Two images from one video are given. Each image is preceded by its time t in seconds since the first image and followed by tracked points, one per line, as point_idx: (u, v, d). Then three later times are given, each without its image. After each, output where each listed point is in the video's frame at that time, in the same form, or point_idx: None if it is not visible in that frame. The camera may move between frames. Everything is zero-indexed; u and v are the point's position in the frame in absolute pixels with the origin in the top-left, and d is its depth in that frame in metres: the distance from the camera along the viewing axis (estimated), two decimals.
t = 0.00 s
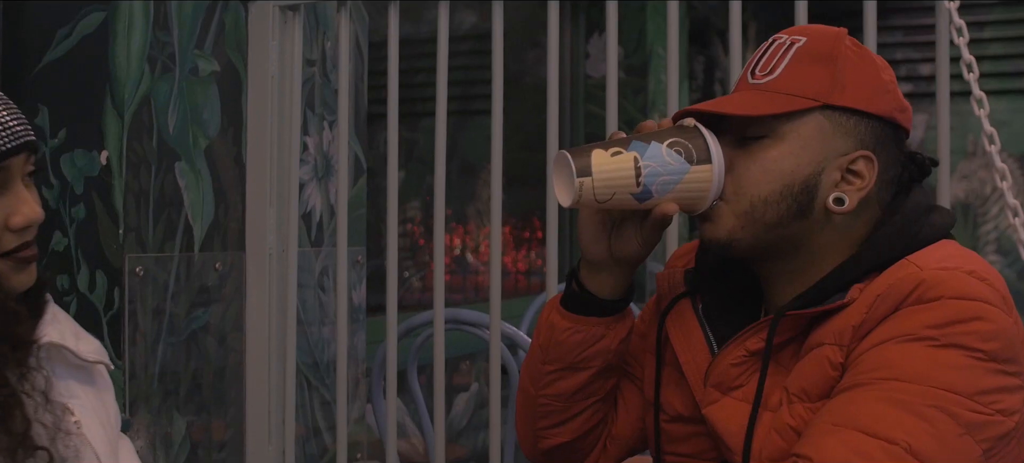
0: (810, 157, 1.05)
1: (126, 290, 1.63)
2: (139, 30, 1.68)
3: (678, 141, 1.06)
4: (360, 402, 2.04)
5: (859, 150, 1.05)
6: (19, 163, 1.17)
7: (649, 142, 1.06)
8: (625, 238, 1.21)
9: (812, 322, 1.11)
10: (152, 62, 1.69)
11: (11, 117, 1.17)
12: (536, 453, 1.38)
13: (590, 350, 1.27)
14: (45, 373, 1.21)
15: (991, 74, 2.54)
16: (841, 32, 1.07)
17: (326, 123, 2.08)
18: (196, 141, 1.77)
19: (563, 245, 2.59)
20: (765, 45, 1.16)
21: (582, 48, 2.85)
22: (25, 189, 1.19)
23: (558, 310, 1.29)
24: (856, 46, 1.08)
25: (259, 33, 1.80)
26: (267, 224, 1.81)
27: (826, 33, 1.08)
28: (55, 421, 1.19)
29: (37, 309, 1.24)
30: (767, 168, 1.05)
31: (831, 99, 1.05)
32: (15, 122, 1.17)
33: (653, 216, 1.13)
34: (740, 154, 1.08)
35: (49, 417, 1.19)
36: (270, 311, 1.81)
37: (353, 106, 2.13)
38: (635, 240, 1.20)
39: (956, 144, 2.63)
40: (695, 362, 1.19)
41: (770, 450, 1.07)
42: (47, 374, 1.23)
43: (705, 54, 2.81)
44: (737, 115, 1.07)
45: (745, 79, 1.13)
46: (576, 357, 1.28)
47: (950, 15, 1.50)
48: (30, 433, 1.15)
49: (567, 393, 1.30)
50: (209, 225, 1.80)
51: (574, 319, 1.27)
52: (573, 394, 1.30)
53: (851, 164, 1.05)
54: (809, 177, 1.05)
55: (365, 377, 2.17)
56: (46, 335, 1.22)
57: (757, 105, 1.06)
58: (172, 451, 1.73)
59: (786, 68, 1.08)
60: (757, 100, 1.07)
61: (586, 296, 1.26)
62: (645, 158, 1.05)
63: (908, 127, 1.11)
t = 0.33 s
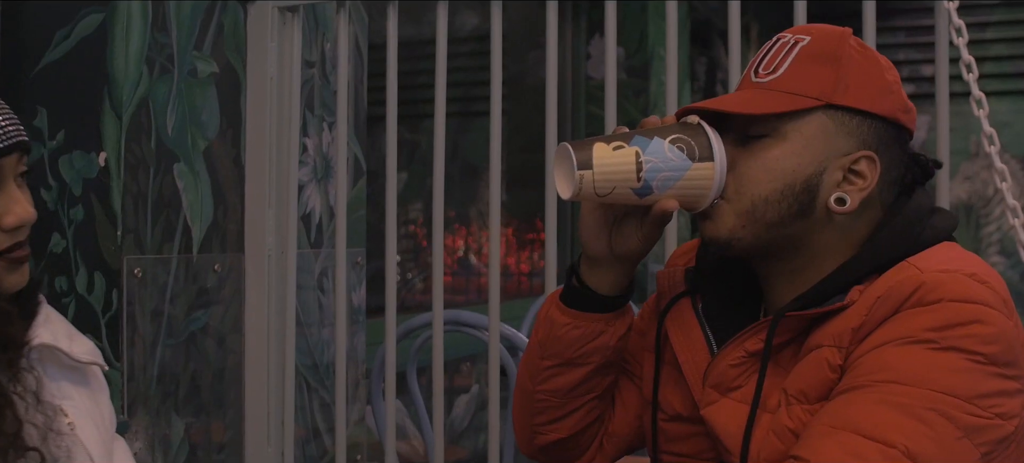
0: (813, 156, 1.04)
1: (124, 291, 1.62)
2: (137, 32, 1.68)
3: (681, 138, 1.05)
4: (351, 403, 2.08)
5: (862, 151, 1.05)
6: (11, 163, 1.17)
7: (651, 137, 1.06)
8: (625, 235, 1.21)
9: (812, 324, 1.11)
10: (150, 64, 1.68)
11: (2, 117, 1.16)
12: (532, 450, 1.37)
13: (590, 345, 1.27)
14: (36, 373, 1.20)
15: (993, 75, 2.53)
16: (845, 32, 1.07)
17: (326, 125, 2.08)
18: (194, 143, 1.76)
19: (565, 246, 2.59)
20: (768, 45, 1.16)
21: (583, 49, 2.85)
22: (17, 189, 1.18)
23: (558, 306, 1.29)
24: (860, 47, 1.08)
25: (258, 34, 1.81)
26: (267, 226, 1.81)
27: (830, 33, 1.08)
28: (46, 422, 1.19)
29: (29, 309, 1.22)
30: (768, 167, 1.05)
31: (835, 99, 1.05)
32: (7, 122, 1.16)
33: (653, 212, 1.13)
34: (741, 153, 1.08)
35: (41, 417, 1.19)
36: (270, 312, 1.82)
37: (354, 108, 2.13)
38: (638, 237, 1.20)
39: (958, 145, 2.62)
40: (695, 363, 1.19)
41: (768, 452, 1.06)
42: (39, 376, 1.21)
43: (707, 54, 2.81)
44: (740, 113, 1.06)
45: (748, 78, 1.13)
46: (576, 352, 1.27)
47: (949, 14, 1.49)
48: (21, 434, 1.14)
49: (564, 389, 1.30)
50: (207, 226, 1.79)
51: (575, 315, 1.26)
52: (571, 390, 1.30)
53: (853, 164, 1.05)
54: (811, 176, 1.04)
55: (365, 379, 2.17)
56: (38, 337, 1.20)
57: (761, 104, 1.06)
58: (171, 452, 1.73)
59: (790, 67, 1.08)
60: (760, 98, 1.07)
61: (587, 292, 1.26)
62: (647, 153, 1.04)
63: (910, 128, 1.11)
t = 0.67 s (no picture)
0: (811, 156, 1.04)
1: (123, 292, 1.63)
2: (136, 32, 1.68)
3: (677, 142, 1.05)
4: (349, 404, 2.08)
5: (860, 151, 1.05)
6: (4, 162, 1.16)
7: (647, 142, 1.05)
8: (623, 239, 1.20)
9: (809, 324, 1.11)
10: (149, 64, 1.68)
11: None
12: (531, 453, 1.37)
13: (587, 349, 1.27)
14: (28, 371, 1.20)
15: (997, 75, 2.53)
16: (844, 31, 1.07)
17: (325, 125, 2.08)
18: (194, 143, 1.76)
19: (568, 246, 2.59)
20: (766, 44, 1.15)
21: (586, 50, 2.84)
22: (9, 188, 1.18)
23: (556, 309, 1.29)
24: (858, 45, 1.07)
25: (257, 34, 1.81)
26: (266, 226, 1.81)
27: (829, 31, 1.08)
28: (38, 418, 1.18)
29: (23, 308, 1.22)
30: (766, 168, 1.05)
31: (833, 99, 1.04)
32: None
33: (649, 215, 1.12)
34: (740, 154, 1.07)
35: (33, 415, 1.18)
36: (270, 312, 1.82)
37: (355, 109, 2.14)
38: (633, 240, 1.19)
39: (963, 146, 2.62)
40: (692, 364, 1.18)
41: (763, 452, 1.06)
42: (30, 375, 1.21)
43: (711, 55, 2.79)
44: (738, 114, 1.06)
45: (746, 77, 1.13)
46: (575, 355, 1.27)
47: (948, 14, 1.49)
48: (12, 431, 1.14)
49: (563, 392, 1.30)
50: (207, 227, 1.79)
51: (573, 318, 1.26)
52: (569, 393, 1.30)
53: (851, 164, 1.05)
54: (809, 177, 1.04)
55: (365, 379, 2.17)
56: (31, 335, 1.20)
57: (758, 104, 1.06)
58: (171, 451, 1.73)
59: (788, 66, 1.08)
60: (757, 98, 1.07)
61: (587, 296, 1.25)
62: (643, 158, 1.04)
63: (908, 128, 1.10)
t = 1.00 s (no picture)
0: (808, 157, 1.01)
1: (124, 291, 1.63)
2: (137, 32, 1.68)
3: (670, 152, 1.00)
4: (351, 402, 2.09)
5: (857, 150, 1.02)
6: None
7: (640, 157, 1.01)
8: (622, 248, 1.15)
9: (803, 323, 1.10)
10: (150, 65, 1.69)
11: None
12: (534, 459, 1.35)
13: (588, 358, 1.24)
14: (25, 366, 1.19)
15: (1004, 74, 2.52)
16: (839, 27, 1.04)
17: (326, 125, 2.09)
18: (195, 143, 1.77)
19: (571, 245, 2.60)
20: (758, 41, 1.12)
21: (591, 50, 2.85)
22: (4, 185, 1.18)
23: (555, 317, 1.25)
24: (853, 42, 1.05)
25: (258, 34, 1.82)
26: (266, 227, 1.83)
27: (823, 28, 1.05)
28: (33, 412, 1.17)
29: (20, 305, 1.22)
30: (764, 170, 1.02)
31: (830, 98, 1.02)
32: None
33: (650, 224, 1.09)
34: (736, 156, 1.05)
35: (28, 408, 1.17)
36: (269, 314, 1.83)
37: (356, 109, 2.14)
38: (633, 249, 1.14)
39: (970, 145, 2.61)
40: (685, 362, 1.18)
41: (755, 450, 1.05)
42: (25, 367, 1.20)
43: (716, 56, 2.81)
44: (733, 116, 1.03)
45: (739, 76, 1.10)
46: (577, 364, 1.24)
47: (945, 12, 1.49)
48: (8, 424, 1.13)
49: (564, 401, 1.27)
50: (208, 225, 1.80)
51: (573, 326, 1.23)
52: (572, 401, 1.27)
53: (849, 164, 1.02)
54: (807, 178, 1.02)
55: (367, 378, 2.18)
56: (28, 331, 1.20)
57: (755, 105, 1.03)
58: (171, 449, 1.75)
59: (782, 66, 1.05)
60: (752, 100, 1.04)
61: (586, 306, 1.22)
62: (639, 177, 1.00)
63: (904, 124, 1.09)
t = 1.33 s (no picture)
0: (812, 162, 1.00)
1: (132, 289, 1.66)
2: (144, 31, 1.71)
3: (671, 174, 0.98)
4: (359, 400, 2.11)
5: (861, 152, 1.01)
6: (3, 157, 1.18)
7: (642, 187, 0.99)
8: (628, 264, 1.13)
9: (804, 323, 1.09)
10: (157, 64, 1.71)
11: None
12: None
13: (599, 369, 1.21)
14: (30, 361, 1.20)
15: (1016, 74, 2.52)
16: (839, 26, 1.03)
17: (333, 124, 2.10)
18: (202, 142, 1.78)
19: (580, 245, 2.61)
20: (758, 39, 1.11)
21: (601, 50, 2.85)
22: (9, 183, 1.20)
23: (561, 330, 1.22)
24: (854, 40, 1.03)
25: (265, 33, 1.83)
26: (274, 228, 1.81)
27: (824, 27, 1.03)
28: (38, 406, 1.18)
29: (25, 301, 1.24)
30: (769, 176, 1.01)
31: (833, 101, 1.00)
32: None
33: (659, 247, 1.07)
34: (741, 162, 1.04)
35: (32, 402, 1.18)
36: (277, 318, 1.83)
37: (365, 107, 2.16)
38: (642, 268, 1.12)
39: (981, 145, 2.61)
40: (683, 362, 1.19)
41: (754, 448, 1.04)
42: (31, 363, 1.22)
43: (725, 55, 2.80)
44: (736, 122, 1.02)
45: (741, 77, 1.09)
46: (587, 377, 1.22)
47: (948, 10, 1.50)
48: (15, 418, 1.14)
49: (572, 412, 1.25)
50: (215, 224, 1.81)
51: (583, 340, 1.20)
52: (582, 412, 1.25)
53: (853, 166, 1.01)
54: (812, 184, 1.01)
55: (374, 377, 2.18)
56: (34, 326, 1.21)
57: (757, 109, 1.01)
58: (178, 446, 1.76)
59: (785, 68, 1.04)
60: (755, 104, 1.03)
61: (594, 320, 1.19)
62: (648, 209, 0.98)
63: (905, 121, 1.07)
